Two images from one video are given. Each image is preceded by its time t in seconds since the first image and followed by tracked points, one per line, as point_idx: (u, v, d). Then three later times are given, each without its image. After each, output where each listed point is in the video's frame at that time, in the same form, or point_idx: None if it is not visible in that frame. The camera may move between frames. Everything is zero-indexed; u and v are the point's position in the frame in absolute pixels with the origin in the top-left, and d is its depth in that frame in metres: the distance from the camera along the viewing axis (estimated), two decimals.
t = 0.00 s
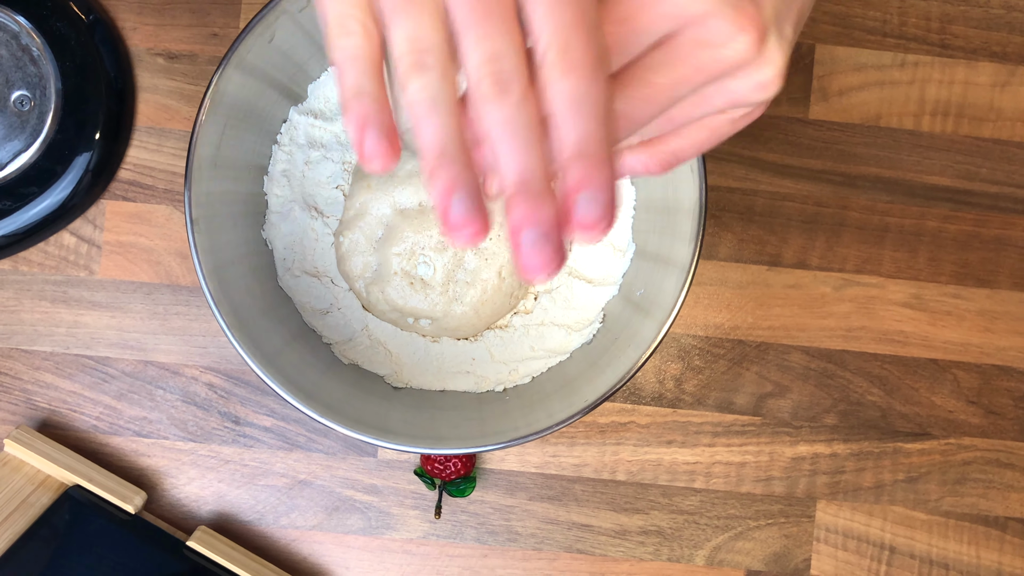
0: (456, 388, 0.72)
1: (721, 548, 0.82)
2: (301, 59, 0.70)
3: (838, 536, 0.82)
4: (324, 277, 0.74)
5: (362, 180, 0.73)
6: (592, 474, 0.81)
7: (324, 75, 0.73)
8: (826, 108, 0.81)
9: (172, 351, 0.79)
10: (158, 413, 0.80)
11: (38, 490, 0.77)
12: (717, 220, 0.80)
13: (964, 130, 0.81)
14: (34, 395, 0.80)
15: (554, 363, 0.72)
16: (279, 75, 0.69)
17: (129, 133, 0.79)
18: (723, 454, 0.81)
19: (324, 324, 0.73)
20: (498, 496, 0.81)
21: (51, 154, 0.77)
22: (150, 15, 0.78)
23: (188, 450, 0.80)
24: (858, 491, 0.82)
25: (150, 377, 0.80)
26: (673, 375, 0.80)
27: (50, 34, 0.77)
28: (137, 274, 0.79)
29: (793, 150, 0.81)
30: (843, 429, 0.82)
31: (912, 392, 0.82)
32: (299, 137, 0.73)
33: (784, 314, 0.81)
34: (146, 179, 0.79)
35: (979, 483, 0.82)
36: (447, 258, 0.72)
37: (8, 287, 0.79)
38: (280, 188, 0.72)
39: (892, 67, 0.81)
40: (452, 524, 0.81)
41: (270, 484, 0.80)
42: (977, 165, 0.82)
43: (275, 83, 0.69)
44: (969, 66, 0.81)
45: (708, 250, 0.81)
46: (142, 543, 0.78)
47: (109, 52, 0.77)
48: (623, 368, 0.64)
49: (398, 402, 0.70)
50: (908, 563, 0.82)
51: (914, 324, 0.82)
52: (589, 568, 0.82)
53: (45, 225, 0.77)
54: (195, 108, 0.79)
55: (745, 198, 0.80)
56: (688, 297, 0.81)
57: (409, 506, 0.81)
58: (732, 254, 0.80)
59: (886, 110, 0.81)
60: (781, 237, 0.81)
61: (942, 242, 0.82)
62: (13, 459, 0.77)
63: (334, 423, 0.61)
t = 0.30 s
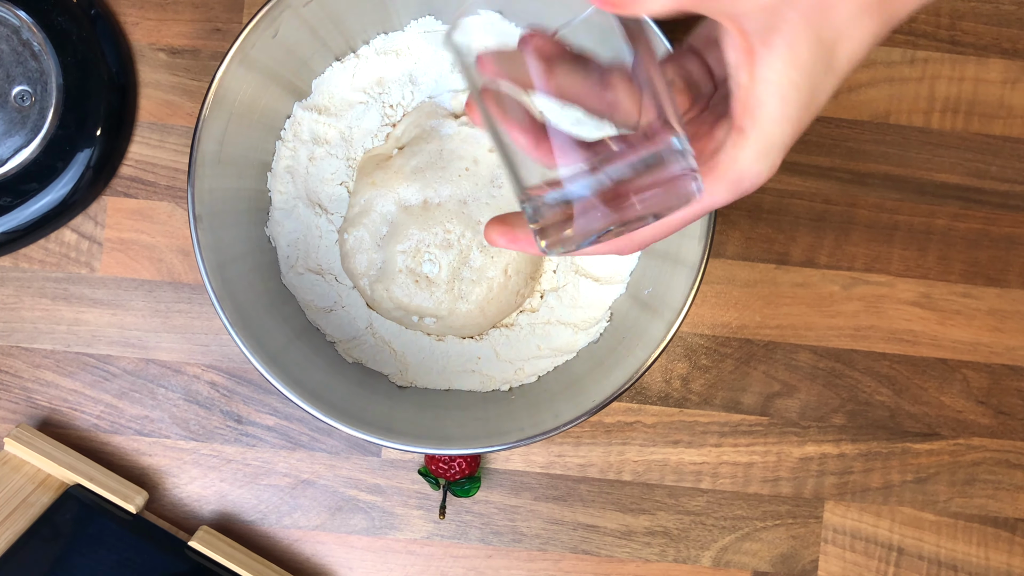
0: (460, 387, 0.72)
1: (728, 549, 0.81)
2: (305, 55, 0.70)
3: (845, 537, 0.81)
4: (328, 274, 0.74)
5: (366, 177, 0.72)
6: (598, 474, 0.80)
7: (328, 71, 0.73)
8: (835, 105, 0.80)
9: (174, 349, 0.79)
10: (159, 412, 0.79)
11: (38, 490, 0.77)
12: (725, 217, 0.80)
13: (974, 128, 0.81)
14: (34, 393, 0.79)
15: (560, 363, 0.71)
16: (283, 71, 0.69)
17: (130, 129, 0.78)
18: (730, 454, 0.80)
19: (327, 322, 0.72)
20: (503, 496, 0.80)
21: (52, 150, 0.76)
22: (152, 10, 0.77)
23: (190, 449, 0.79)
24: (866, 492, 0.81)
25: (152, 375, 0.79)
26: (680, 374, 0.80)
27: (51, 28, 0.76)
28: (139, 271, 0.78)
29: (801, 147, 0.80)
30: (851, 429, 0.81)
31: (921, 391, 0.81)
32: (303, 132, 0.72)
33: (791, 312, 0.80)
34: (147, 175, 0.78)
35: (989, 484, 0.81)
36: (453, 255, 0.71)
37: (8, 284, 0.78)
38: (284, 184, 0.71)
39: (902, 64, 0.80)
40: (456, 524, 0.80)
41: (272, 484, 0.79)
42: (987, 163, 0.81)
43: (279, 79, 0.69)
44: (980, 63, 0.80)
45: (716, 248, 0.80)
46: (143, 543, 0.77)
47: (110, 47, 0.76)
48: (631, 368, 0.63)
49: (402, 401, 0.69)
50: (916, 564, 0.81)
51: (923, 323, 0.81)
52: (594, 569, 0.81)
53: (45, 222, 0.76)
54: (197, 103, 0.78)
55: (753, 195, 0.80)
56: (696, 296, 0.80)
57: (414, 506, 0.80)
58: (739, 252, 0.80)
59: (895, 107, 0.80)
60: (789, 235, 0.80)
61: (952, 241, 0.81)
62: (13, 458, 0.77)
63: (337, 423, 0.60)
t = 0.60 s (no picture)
0: (465, 386, 0.71)
1: (735, 549, 0.80)
2: (308, 49, 0.69)
3: (853, 537, 0.80)
4: (332, 271, 0.73)
5: (370, 172, 0.72)
6: (603, 473, 0.79)
7: (332, 65, 0.72)
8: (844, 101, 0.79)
9: (175, 347, 0.78)
10: (160, 410, 0.78)
11: (38, 489, 0.76)
12: (732, 214, 0.79)
13: (984, 124, 0.80)
14: (34, 391, 0.78)
15: (567, 361, 0.71)
16: (287, 64, 0.68)
17: (131, 124, 0.77)
18: (737, 453, 0.80)
19: (331, 319, 0.71)
20: (508, 496, 0.79)
21: (51, 146, 0.75)
22: (154, 4, 0.77)
23: (192, 448, 0.78)
24: (875, 492, 0.80)
25: (153, 373, 0.78)
26: (686, 373, 0.79)
27: (51, 22, 0.75)
28: (140, 268, 0.78)
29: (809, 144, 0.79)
30: (860, 428, 0.80)
31: (930, 390, 0.80)
32: (307, 127, 0.71)
33: (799, 310, 0.79)
34: (149, 171, 0.77)
35: (998, 484, 0.80)
36: (458, 252, 0.71)
37: (7, 281, 0.77)
38: (287, 180, 0.71)
39: (911, 59, 0.79)
40: (461, 525, 0.79)
41: (275, 483, 0.78)
42: (996, 160, 0.80)
43: (282, 73, 0.68)
44: (990, 58, 0.79)
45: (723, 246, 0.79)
46: (144, 543, 0.76)
47: (111, 41, 0.75)
48: (638, 366, 0.62)
49: (407, 400, 0.68)
50: (926, 565, 0.80)
51: (932, 321, 0.80)
52: (600, 570, 0.80)
53: (45, 218, 0.75)
54: (199, 98, 0.77)
55: (761, 192, 0.79)
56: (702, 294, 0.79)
57: (417, 506, 0.79)
58: (747, 249, 0.79)
59: (904, 103, 0.79)
60: (797, 233, 0.79)
61: (962, 238, 0.80)
62: (13, 457, 0.76)
63: (340, 421, 0.59)
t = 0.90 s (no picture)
0: (467, 389, 0.70)
1: (739, 554, 0.79)
2: (307, 48, 0.68)
3: (859, 542, 0.80)
4: (331, 273, 0.72)
5: (371, 173, 0.71)
6: (606, 477, 0.79)
7: (332, 64, 0.71)
8: (849, 100, 0.78)
9: (173, 349, 0.77)
10: (158, 413, 0.77)
11: (35, 493, 0.75)
12: (736, 215, 0.78)
13: (991, 123, 0.79)
14: (30, 394, 0.77)
15: (569, 364, 0.70)
16: (285, 63, 0.67)
17: (129, 124, 0.76)
18: (741, 457, 0.79)
19: (331, 321, 0.70)
20: (509, 499, 0.78)
21: (48, 146, 0.74)
22: (151, 2, 0.76)
23: (190, 452, 0.77)
24: (880, 496, 0.80)
25: (151, 375, 0.77)
26: (690, 375, 0.78)
27: (47, 20, 0.74)
28: (138, 270, 0.77)
29: (814, 143, 0.78)
30: (865, 431, 0.80)
31: (936, 393, 0.80)
32: (306, 127, 0.71)
33: (804, 312, 0.78)
34: (147, 172, 0.77)
35: (1005, 488, 0.80)
36: (459, 253, 0.70)
37: (3, 282, 0.77)
38: (286, 181, 0.70)
39: (917, 58, 0.78)
40: (462, 529, 0.78)
41: (273, 487, 0.78)
42: (1003, 160, 0.79)
43: (281, 72, 0.67)
44: (997, 57, 0.78)
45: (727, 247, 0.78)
46: (142, 548, 0.76)
47: (109, 40, 0.74)
48: (643, 371, 0.62)
49: (408, 404, 0.67)
50: (932, 569, 0.79)
51: (938, 323, 0.79)
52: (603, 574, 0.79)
53: (42, 219, 0.74)
54: (197, 98, 0.76)
55: (766, 192, 0.78)
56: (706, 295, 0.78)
57: (418, 510, 0.78)
58: (751, 250, 0.78)
59: (910, 102, 0.78)
60: (802, 234, 0.78)
61: (968, 239, 0.79)
62: (9, 461, 0.75)
63: (339, 426, 0.58)
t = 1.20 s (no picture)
0: (467, 390, 0.69)
1: (742, 555, 0.78)
2: (304, 44, 0.67)
3: (863, 543, 0.79)
4: (330, 273, 0.71)
5: (369, 171, 0.70)
6: (608, 478, 0.78)
7: (330, 60, 0.70)
8: (853, 96, 0.77)
9: (170, 349, 0.76)
10: (155, 414, 0.76)
11: (29, 495, 0.74)
12: (739, 213, 0.77)
13: (997, 120, 0.78)
14: (25, 395, 0.76)
15: (570, 364, 0.69)
16: (282, 60, 0.66)
17: (124, 122, 0.75)
18: (744, 458, 0.78)
19: (328, 321, 0.70)
20: (510, 501, 0.78)
21: (43, 143, 0.73)
22: None
23: (187, 453, 0.76)
24: (885, 497, 0.79)
25: (147, 376, 0.76)
26: (693, 375, 0.77)
27: (41, 16, 0.73)
28: (134, 269, 0.76)
29: (818, 141, 0.77)
30: (869, 432, 0.79)
31: (941, 393, 0.79)
32: (304, 124, 0.70)
33: (808, 311, 0.78)
34: (143, 170, 0.76)
35: (1011, 489, 0.79)
36: (459, 253, 0.69)
37: None
38: (284, 179, 0.69)
39: (923, 55, 0.77)
40: (462, 531, 0.78)
41: (272, 489, 0.77)
42: (1010, 157, 0.78)
43: (278, 68, 0.66)
44: (1003, 53, 0.78)
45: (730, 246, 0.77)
46: (138, 550, 0.75)
47: (104, 36, 0.74)
48: (646, 372, 0.61)
49: (407, 405, 0.66)
50: (937, 571, 0.79)
51: (943, 322, 0.79)
52: None
53: (36, 218, 0.73)
54: (194, 95, 0.75)
55: (769, 190, 0.77)
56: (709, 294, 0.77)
57: (418, 511, 0.78)
58: (754, 249, 0.77)
59: (915, 99, 0.78)
60: (806, 232, 0.77)
61: (974, 238, 0.78)
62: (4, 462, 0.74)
63: (337, 428, 0.57)
